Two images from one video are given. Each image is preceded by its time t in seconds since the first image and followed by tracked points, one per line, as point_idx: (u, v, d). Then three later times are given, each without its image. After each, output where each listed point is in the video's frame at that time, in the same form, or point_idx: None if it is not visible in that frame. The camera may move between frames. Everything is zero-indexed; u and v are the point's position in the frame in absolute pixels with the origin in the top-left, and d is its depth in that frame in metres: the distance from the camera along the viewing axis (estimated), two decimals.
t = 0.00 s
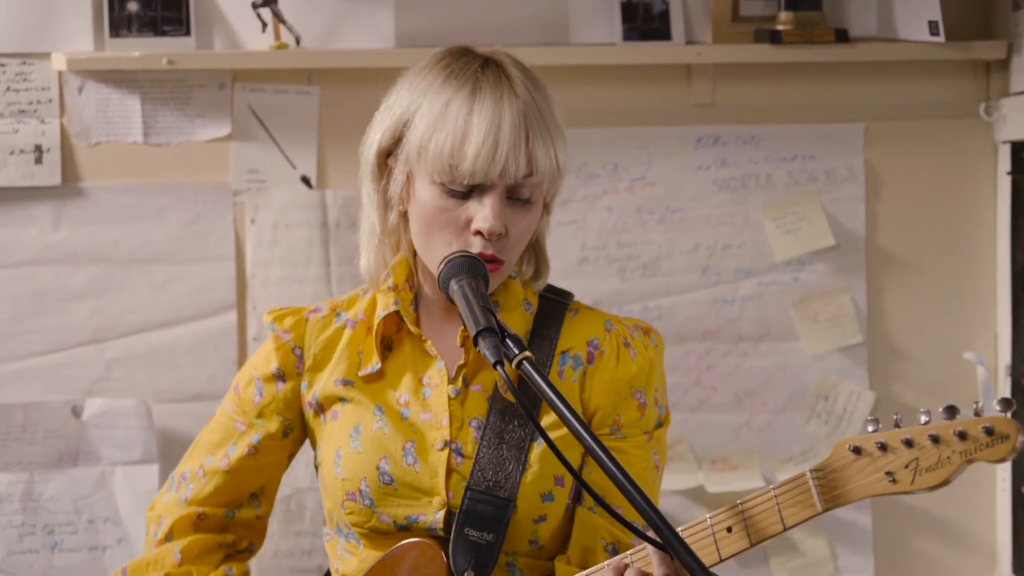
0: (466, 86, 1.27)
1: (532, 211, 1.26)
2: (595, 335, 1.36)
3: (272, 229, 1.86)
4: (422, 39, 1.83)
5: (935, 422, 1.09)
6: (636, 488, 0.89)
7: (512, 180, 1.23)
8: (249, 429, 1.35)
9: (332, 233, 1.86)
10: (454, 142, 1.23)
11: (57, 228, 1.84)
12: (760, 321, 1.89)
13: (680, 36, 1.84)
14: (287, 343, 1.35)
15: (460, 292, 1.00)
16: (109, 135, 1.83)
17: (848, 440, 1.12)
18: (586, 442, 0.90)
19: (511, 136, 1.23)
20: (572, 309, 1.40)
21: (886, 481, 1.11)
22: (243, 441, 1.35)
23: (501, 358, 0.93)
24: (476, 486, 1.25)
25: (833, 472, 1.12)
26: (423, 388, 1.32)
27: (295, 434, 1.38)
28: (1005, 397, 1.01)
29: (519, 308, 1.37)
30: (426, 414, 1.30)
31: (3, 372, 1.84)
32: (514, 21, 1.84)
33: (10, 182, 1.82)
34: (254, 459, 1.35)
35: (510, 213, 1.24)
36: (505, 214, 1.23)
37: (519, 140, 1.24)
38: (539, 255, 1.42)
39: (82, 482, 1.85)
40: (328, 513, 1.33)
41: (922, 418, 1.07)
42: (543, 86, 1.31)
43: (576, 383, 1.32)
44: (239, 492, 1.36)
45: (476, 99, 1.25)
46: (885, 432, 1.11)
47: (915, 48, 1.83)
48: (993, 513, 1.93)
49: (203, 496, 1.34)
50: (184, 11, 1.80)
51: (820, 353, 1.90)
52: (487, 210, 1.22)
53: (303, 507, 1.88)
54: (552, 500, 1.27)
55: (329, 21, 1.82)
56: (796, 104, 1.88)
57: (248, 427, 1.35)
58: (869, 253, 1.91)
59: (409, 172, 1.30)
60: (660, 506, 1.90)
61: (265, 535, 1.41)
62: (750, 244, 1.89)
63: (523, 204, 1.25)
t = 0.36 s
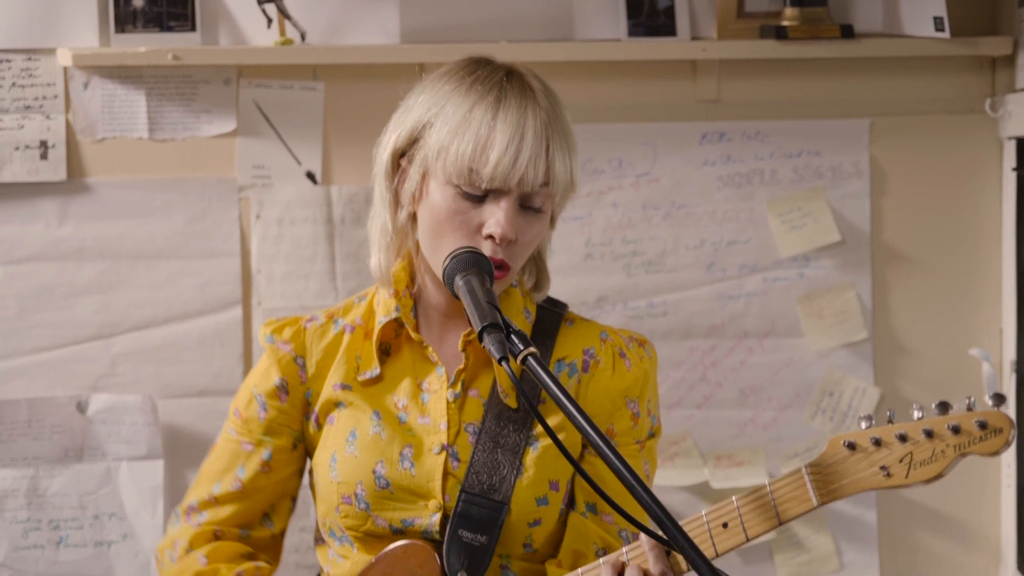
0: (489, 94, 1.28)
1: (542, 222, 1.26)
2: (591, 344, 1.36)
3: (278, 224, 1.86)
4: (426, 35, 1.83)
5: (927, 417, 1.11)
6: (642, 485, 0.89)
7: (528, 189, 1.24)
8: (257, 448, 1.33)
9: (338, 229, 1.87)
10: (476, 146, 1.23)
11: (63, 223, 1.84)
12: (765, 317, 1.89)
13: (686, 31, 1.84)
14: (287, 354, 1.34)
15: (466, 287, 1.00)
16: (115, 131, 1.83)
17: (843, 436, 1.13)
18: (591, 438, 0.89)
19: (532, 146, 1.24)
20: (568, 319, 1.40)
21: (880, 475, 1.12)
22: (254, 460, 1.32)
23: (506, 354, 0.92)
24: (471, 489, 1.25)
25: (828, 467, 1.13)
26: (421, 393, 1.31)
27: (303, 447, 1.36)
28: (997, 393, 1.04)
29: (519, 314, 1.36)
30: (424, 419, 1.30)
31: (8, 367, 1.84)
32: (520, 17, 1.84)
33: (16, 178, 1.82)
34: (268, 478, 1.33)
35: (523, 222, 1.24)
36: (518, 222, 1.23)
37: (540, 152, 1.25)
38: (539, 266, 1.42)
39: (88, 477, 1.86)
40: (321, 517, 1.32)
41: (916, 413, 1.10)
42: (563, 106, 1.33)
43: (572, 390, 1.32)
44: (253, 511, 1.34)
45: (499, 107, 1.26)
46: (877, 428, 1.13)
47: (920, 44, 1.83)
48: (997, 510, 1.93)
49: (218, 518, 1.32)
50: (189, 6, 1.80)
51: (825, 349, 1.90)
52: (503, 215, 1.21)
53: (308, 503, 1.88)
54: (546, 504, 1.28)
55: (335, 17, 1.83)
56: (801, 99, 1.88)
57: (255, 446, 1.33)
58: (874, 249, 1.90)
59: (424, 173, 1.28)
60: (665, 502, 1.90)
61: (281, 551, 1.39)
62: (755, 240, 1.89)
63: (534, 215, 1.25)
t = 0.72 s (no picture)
0: (437, 79, 1.28)
1: (500, 201, 1.24)
2: (590, 335, 1.36)
3: (274, 226, 1.86)
4: (424, 37, 1.83)
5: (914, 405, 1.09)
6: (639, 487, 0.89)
7: (474, 168, 1.23)
8: (243, 425, 1.32)
9: (334, 231, 1.87)
10: (418, 131, 1.23)
11: (59, 225, 1.84)
12: (762, 318, 1.89)
13: (683, 33, 1.84)
14: (279, 337, 1.33)
15: (462, 289, 1.00)
16: (112, 133, 1.83)
17: (831, 427, 1.11)
18: (589, 441, 0.89)
19: (473, 122, 1.23)
20: (565, 309, 1.40)
21: (869, 466, 1.10)
22: (239, 437, 1.31)
23: (503, 357, 0.92)
24: (467, 479, 1.25)
25: (816, 458, 1.11)
26: (416, 381, 1.31)
27: (289, 429, 1.34)
28: (985, 381, 1.02)
29: (517, 303, 1.35)
30: (420, 408, 1.29)
31: (5, 369, 1.84)
32: (517, 19, 1.84)
33: (12, 179, 1.82)
34: (250, 455, 1.31)
35: (475, 202, 1.23)
36: (468, 202, 1.22)
37: (485, 128, 1.23)
38: (544, 263, 1.40)
39: (84, 479, 1.86)
40: (315, 505, 1.31)
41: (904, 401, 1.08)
42: (523, 81, 1.31)
43: (570, 381, 1.32)
44: (235, 485, 1.32)
45: (445, 89, 1.26)
46: (864, 418, 1.11)
47: (917, 46, 1.83)
48: (994, 510, 1.93)
49: (199, 493, 1.31)
50: (186, 8, 1.80)
51: (821, 351, 1.90)
52: (448, 196, 1.21)
53: (305, 504, 1.88)
54: (542, 496, 1.27)
55: (332, 18, 1.83)
56: (798, 101, 1.88)
57: (242, 424, 1.32)
58: (871, 250, 1.90)
59: (386, 163, 1.30)
60: (661, 503, 1.90)
61: (261, 527, 1.37)
62: (752, 242, 1.89)
63: (490, 194, 1.24)
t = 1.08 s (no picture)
0: (436, 91, 1.27)
1: (524, 202, 1.25)
2: (601, 350, 1.36)
3: (278, 229, 1.86)
4: (426, 40, 1.83)
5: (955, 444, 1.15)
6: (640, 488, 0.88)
7: (498, 173, 1.23)
8: (250, 435, 1.32)
9: (337, 234, 1.87)
10: (435, 145, 1.23)
11: (62, 228, 1.84)
12: (765, 321, 1.90)
13: (685, 36, 1.84)
14: (289, 346, 1.33)
15: (465, 292, 1.00)
16: (115, 136, 1.83)
17: (871, 462, 1.17)
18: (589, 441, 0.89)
19: (490, 129, 1.23)
20: (574, 322, 1.40)
21: (908, 502, 1.16)
22: (246, 447, 1.31)
23: (505, 359, 0.92)
24: (481, 495, 1.25)
25: (855, 492, 1.17)
26: (428, 396, 1.31)
27: (295, 439, 1.35)
28: None
29: (526, 317, 1.36)
30: (433, 422, 1.29)
31: (8, 372, 1.84)
32: (520, 22, 1.84)
33: (16, 183, 1.82)
34: (257, 465, 1.32)
35: (504, 207, 1.23)
36: (499, 209, 1.22)
37: (502, 134, 1.24)
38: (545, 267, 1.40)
39: (87, 482, 1.85)
40: (324, 516, 1.31)
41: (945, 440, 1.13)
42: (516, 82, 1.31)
43: (583, 398, 1.32)
44: (239, 495, 1.33)
45: (450, 100, 1.26)
46: (905, 454, 1.17)
47: (919, 49, 1.83)
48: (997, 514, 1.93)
49: (203, 503, 1.31)
50: (189, 11, 1.80)
51: (824, 354, 1.90)
52: (480, 208, 1.21)
53: (308, 507, 1.88)
54: (555, 512, 1.28)
55: (334, 21, 1.83)
56: (801, 104, 1.88)
57: (249, 434, 1.32)
58: (874, 254, 1.91)
59: (394, 181, 1.29)
60: (664, 507, 1.90)
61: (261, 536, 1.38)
62: (754, 245, 1.89)
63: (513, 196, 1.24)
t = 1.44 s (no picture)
0: (443, 96, 1.29)
1: (522, 209, 1.24)
2: (606, 360, 1.36)
3: (276, 234, 1.86)
4: (425, 44, 1.83)
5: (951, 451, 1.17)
6: (639, 494, 0.88)
7: (495, 179, 1.23)
8: (256, 436, 1.32)
9: (336, 239, 1.87)
10: (435, 149, 1.24)
11: (61, 232, 1.84)
12: (763, 326, 1.90)
13: (684, 41, 1.84)
14: (296, 349, 1.33)
15: (463, 297, 1.00)
16: (114, 140, 1.83)
17: (866, 470, 1.20)
18: (587, 446, 0.90)
19: (489, 135, 1.23)
20: (581, 332, 1.40)
21: (903, 509, 1.18)
22: (251, 448, 1.31)
23: (504, 364, 0.92)
24: (482, 502, 1.25)
25: (850, 499, 1.20)
26: (431, 401, 1.31)
27: (301, 443, 1.35)
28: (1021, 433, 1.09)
29: (530, 327, 1.36)
30: (435, 428, 1.29)
31: (6, 377, 1.84)
32: (519, 27, 1.84)
33: (15, 187, 1.82)
34: (262, 467, 1.31)
35: (499, 213, 1.23)
36: (493, 214, 1.22)
37: (501, 140, 1.24)
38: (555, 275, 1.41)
39: (86, 487, 1.86)
40: (326, 520, 1.31)
41: (939, 448, 1.15)
42: (528, 88, 1.31)
43: (587, 407, 1.33)
44: (246, 497, 1.32)
45: (455, 105, 1.27)
46: (902, 462, 1.19)
47: (918, 54, 1.83)
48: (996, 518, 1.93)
49: (209, 502, 1.31)
50: (188, 16, 1.80)
51: (823, 358, 1.90)
52: (473, 211, 1.22)
53: (306, 511, 1.88)
54: (555, 520, 1.29)
55: (333, 26, 1.83)
56: (800, 108, 1.88)
57: (254, 435, 1.32)
58: (873, 258, 1.91)
59: (400, 184, 1.31)
60: (663, 511, 1.90)
61: (268, 540, 1.37)
62: (753, 250, 1.89)
63: (509, 203, 1.24)
